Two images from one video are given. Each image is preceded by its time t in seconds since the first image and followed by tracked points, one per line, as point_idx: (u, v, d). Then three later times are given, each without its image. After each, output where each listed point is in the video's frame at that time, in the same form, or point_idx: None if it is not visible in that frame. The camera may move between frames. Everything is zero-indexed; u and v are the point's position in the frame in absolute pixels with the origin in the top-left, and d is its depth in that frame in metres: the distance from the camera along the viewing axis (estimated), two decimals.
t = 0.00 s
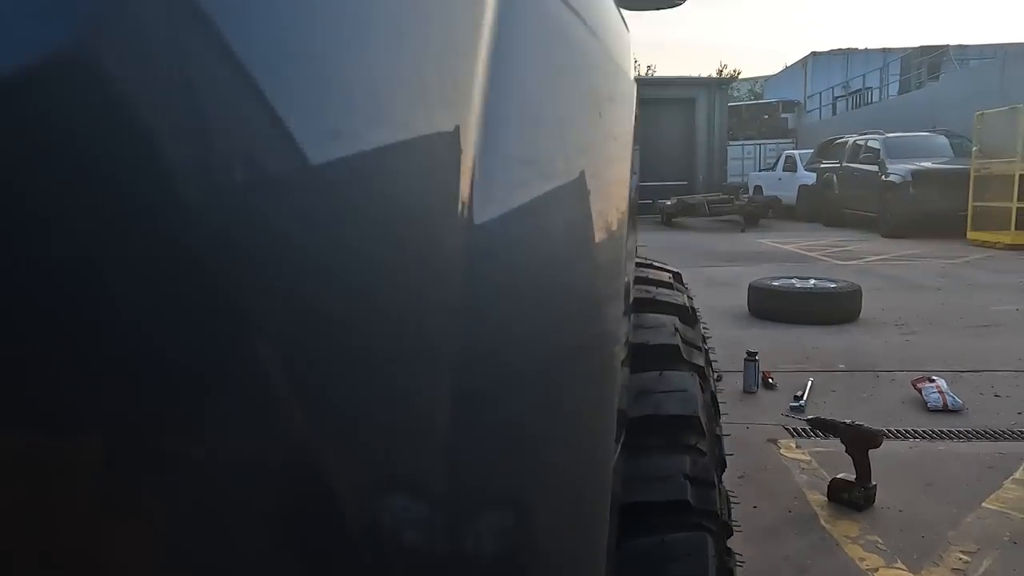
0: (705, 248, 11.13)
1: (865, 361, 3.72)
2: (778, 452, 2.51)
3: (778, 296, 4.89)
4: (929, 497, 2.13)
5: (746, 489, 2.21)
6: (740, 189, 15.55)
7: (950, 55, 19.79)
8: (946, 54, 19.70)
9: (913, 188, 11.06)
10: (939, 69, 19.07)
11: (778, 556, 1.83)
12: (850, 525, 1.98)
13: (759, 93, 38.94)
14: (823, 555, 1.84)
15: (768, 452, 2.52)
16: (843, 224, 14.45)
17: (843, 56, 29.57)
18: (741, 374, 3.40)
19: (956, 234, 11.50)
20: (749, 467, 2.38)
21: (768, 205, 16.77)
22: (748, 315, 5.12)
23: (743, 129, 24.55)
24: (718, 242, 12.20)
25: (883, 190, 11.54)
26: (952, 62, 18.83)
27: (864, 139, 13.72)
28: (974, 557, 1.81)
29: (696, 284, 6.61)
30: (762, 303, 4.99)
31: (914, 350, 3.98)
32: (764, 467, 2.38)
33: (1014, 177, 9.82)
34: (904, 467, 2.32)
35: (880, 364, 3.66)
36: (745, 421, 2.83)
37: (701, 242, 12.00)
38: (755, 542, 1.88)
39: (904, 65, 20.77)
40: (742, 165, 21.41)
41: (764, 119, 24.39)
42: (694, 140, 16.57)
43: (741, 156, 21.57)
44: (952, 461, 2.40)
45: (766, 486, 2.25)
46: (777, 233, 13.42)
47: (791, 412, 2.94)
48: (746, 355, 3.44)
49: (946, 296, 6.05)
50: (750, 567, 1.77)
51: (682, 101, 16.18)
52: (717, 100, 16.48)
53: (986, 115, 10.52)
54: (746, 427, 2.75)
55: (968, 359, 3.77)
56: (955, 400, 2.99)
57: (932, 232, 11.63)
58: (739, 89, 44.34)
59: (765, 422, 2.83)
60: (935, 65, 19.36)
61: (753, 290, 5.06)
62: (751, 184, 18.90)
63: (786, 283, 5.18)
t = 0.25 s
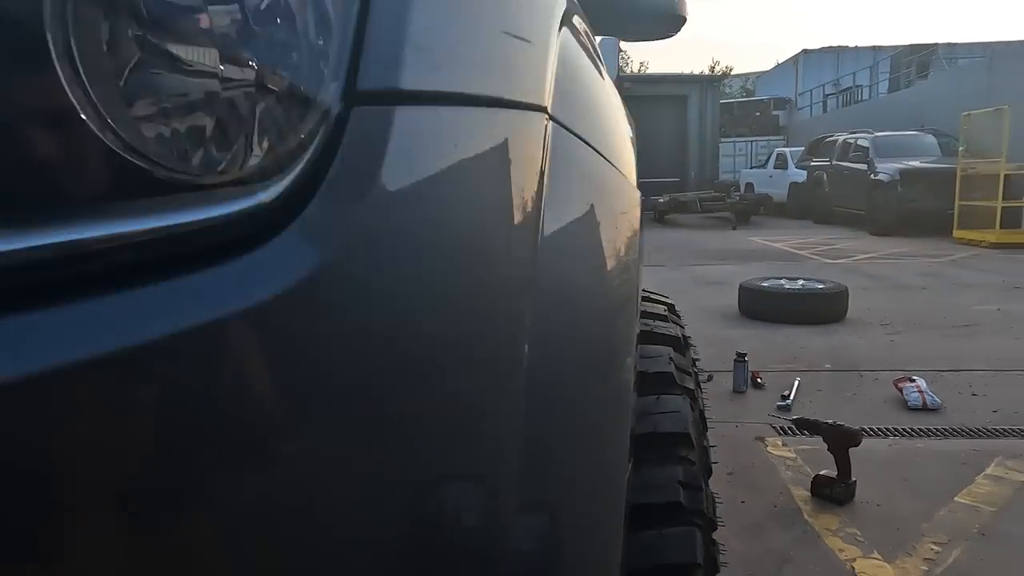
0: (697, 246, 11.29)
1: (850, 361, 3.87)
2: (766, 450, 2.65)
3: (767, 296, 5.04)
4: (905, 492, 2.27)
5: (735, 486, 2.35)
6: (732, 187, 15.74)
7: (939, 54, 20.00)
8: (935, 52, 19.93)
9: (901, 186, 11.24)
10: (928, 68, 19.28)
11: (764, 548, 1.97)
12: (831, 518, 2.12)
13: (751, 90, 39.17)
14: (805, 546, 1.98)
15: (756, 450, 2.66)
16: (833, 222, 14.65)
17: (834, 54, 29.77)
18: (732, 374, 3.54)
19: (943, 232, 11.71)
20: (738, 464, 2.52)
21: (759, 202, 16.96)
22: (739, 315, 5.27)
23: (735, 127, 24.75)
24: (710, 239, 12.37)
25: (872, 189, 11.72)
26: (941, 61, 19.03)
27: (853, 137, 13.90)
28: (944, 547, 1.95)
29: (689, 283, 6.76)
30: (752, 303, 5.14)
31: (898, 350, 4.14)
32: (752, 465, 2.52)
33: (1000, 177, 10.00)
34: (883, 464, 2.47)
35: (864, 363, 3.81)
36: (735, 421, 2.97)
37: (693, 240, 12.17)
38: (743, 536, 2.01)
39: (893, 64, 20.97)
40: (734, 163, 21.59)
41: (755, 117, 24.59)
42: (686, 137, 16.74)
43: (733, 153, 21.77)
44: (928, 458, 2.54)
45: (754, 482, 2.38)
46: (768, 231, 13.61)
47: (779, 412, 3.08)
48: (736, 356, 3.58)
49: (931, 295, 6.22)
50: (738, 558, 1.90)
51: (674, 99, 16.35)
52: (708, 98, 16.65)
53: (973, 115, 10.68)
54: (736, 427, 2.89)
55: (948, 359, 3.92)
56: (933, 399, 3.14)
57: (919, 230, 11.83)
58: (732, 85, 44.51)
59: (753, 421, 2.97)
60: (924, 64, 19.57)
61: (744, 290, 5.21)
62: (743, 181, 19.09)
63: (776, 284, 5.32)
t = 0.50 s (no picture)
0: (686, 246, 11.50)
1: (828, 362, 4.07)
2: (745, 447, 2.84)
3: (751, 299, 5.24)
4: (871, 485, 2.46)
5: (715, 480, 2.53)
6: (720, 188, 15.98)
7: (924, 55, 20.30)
8: (919, 54, 20.24)
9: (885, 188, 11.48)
10: (913, 70, 19.57)
11: (740, 537, 2.15)
12: (802, 509, 2.30)
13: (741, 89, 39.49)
14: (778, 534, 2.16)
15: (735, 447, 2.84)
16: (820, 222, 14.90)
17: (821, 54, 30.09)
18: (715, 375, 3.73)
19: (925, 232, 11.97)
20: (719, 461, 2.70)
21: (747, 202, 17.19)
22: (724, 317, 5.46)
23: (724, 127, 25.03)
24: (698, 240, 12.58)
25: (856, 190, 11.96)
26: (925, 63, 19.32)
27: (839, 139, 14.15)
28: (903, 534, 2.14)
29: (677, 284, 6.96)
30: (737, 305, 5.33)
31: (874, 351, 4.34)
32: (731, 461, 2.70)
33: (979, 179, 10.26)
34: (852, 459, 2.66)
35: (841, 364, 4.01)
36: (717, 420, 3.15)
37: (682, 240, 12.38)
38: (721, 526, 2.19)
39: (879, 65, 21.26)
40: (723, 163, 21.84)
41: (744, 117, 24.88)
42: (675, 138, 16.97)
43: (722, 153, 22.04)
44: (894, 453, 2.74)
45: (733, 476, 2.57)
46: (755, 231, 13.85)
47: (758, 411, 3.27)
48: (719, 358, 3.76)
49: (909, 296, 6.44)
50: (716, 546, 2.08)
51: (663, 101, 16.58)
52: (697, 100, 16.89)
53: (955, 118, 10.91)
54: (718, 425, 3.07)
55: (921, 359, 4.13)
56: (903, 397, 3.33)
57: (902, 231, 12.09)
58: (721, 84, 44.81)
59: (734, 420, 3.15)
60: (908, 66, 19.86)
61: (729, 293, 5.40)
62: (731, 181, 19.32)
63: (759, 286, 5.52)
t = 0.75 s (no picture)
0: (675, 246, 11.70)
1: (807, 359, 4.24)
2: (723, 440, 3.00)
3: (735, 298, 5.42)
4: (839, 475, 2.63)
5: (694, 471, 2.69)
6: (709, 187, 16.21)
7: (910, 56, 20.57)
8: (904, 55, 20.54)
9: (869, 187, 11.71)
10: (899, 70, 19.84)
11: (715, 522, 2.31)
12: (774, 497, 2.46)
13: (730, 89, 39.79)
14: (750, 520, 2.32)
15: (715, 440, 3.00)
16: (807, 221, 15.13)
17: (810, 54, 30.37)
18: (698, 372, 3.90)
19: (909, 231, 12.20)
20: (699, 453, 2.86)
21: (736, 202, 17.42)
22: (709, 316, 5.64)
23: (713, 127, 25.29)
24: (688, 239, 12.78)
25: (841, 190, 12.18)
26: (911, 63, 19.59)
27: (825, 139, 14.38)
28: (865, 519, 2.30)
29: (664, 284, 7.14)
30: (721, 304, 5.51)
31: (851, 349, 4.52)
32: (709, 453, 2.87)
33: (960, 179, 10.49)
34: (823, 452, 2.83)
35: (818, 361, 4.18)
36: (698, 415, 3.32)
37: (671, 240, 12.59)
38: (698, 513, 2.35)
39: (866, 65, 21.52)
40: (713, 162, 22.06)
41: (733, 117, 25.14)
42: (665, 139, 17.19)
43: (712, 152, 22.29)
44: (863, 445, 2.91)
45: (711, 468, 2.73)
46: (743, 231, 14.08)
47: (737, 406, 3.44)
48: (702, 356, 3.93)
49: (889, 294, 6.64)
50: (693, 531, 2.24)
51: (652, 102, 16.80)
52: (685, 101, 17.11)
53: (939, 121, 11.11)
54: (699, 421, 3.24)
55: (895, 356, 4.31)
56: (875, 393, 3.51)
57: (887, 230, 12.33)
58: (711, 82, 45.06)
59: (714, 415, 3.32)
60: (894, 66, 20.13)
61: (714, 293, 5.58)
62: (721, 180, 19.55)
63: (743, 286, 5.70)
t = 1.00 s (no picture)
0: (665, 244, 11.89)
1: (787, 351, 4.41)
2: (704, 426, 3.15)
3: (720, 293, 5.59)
4: (812, 458, 2.78)
5: (675, 454, 2.84)
6: (699, 186, 16.42)
7: (896, 57, 20.83)
8: (892, 56, 20.81)
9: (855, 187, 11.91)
10: (886, 71, 20.08)
11: (693, 500, 2.45)
12: (749, 477, 2.62)
13: (722, 89, 40.08)
14: (726, 497, 2.47)
15: (696, 426, 3.15)
16: (795, 220, 15.34)
17: (799, 55, 30.65)
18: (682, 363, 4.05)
19: (894, 230, 12.42)
20: (680, 438, 3.01)
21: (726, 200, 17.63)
22: (695, 311, 5.81)
23: (704, 126, 25.54)
24: (677, 237, 12.97)
25: (828, 189, 12.39)
26: (898, 64, 19.83)
27: (812, 139, 14.58)
28: (833, 496, 2.45)
29: (653, 280, 7.32)
30: (707, 300, 5.68)
31: (830, 341, 4.69)
32: (690, 438, 3.02)
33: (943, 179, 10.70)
34: (798, 438, 2.98)
35: (798, 353, 4.35)
36: (681, 403, 3.47)
37: (661, 237, 12.77)
38: (677, 492, 2.50)
39: (853, 66, 21.77)
40: (703, 161, 22.27)
41: (724, 116, 25.39)
42: (655, 138, 17.38)
43: (702, 151, 22.54)
44: (836, 431, 3.07)
45: (692, 451, 2.88)
46: (732, 229, 14.30)
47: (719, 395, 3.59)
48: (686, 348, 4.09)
49: (870, 290, 6.82)
50: (671, 508, 2.39)
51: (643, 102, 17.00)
52: (676, 101, 17.31)
53: (921, 121, 11.30)
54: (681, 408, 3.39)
55: (871, 348, 4.48)
56: (850, 382, 3.67)
57: (872, 228, 12.54)
58: (702, 83, 45.27)
59: (696, 403, 3.47)
60: (881, 67, 20.37)
61: (700, 288, 5.74)
62: (711, 179, 19.75)
63: (729, 282, 5.87)
